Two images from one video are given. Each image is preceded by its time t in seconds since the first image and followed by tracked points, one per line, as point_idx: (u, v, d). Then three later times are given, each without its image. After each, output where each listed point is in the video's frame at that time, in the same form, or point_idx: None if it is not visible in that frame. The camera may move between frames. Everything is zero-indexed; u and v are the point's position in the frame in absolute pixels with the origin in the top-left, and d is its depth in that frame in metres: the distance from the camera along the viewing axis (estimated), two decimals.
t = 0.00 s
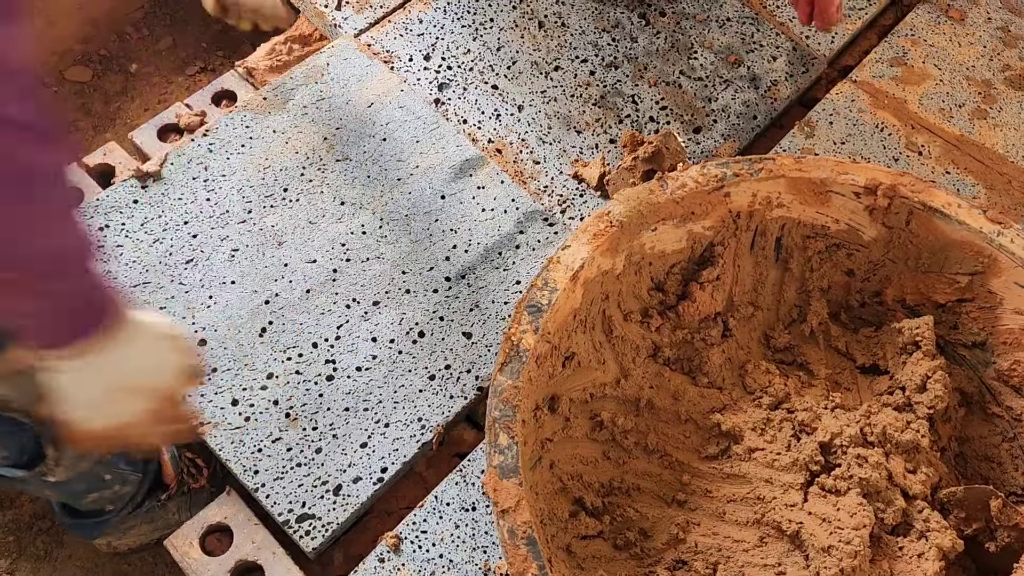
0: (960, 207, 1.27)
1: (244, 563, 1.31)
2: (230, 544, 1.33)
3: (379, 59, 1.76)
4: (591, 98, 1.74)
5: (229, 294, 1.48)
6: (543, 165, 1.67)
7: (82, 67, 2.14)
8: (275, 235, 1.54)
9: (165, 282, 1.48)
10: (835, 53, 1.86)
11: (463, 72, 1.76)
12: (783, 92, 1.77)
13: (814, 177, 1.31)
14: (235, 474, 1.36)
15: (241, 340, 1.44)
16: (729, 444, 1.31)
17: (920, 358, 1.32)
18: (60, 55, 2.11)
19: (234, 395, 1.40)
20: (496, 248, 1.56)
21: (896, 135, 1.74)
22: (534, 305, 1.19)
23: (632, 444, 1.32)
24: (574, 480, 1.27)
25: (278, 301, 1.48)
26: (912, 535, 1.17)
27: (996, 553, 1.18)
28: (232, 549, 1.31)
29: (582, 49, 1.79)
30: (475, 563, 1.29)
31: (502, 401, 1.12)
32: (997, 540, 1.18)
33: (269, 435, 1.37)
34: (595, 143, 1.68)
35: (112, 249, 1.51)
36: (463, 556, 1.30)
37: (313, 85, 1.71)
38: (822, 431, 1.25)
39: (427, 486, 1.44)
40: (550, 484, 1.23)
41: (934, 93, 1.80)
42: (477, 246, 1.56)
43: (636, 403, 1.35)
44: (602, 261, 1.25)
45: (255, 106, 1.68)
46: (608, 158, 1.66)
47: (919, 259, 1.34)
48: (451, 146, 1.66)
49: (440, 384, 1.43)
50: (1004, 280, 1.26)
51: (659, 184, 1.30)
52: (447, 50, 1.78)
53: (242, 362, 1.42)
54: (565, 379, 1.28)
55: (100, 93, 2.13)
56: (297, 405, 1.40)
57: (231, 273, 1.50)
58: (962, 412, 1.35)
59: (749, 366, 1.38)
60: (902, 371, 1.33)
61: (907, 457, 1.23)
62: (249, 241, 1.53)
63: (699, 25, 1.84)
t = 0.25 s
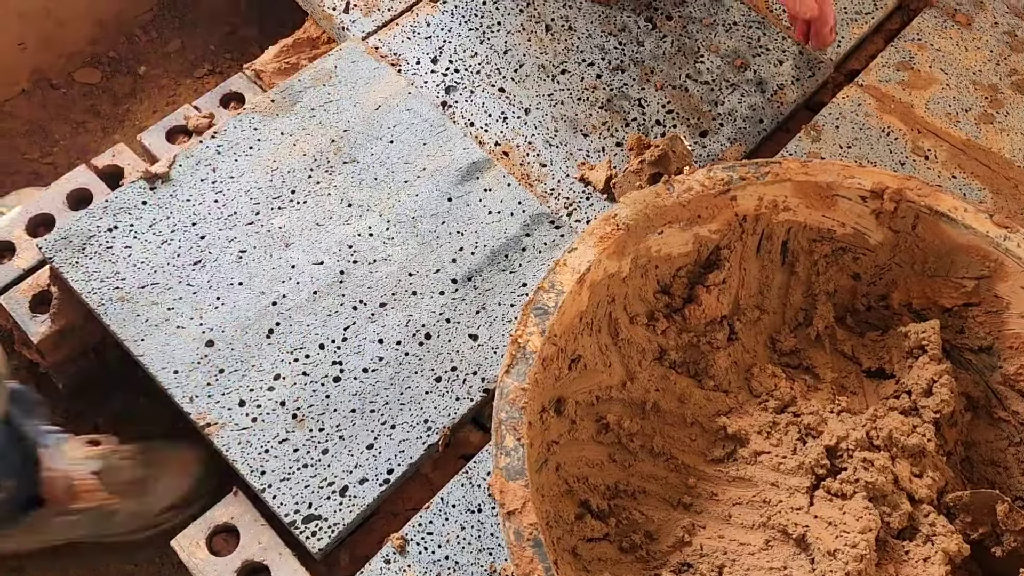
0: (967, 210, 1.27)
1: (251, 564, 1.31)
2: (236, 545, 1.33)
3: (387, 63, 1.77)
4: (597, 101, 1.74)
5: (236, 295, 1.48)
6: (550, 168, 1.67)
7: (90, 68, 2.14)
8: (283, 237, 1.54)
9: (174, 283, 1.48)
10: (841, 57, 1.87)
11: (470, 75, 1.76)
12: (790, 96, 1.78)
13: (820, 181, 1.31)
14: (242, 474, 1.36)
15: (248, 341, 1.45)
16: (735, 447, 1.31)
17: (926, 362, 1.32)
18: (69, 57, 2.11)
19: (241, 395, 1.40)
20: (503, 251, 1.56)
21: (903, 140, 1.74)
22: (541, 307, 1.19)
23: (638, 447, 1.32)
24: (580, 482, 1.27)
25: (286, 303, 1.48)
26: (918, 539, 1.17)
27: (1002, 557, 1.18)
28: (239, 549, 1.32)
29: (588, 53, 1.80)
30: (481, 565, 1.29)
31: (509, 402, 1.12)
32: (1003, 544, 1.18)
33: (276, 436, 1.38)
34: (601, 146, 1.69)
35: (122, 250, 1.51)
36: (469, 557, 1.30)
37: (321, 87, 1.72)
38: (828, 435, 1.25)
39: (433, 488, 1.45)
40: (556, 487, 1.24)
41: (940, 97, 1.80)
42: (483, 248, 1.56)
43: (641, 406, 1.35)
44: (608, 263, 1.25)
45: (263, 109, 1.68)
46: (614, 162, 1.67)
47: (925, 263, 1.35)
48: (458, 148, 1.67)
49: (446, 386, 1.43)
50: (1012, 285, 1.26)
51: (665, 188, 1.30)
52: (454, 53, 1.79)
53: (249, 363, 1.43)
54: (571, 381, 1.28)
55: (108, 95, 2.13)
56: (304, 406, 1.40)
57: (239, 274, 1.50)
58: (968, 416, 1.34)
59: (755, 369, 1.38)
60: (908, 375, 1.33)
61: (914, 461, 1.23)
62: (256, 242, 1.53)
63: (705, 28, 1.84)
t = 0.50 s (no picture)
0: (977, 219, 1.28)
1: (262, 566, 1.31)
2: (247, 546, 1.34)
3: (399, 69, 1.78)
4: (607, 108, 1.75)
5: (249, 299, 1.49)
6: (560, 174, 1.68)
7: (104, 72, 2.16)
8: (295, 241, 1.55)
9: (187, 286, 1.50)
10: (851, 65, 1.87)
11: (482, 81, 1.77)
12: (799, 104, 1.79)
13: (831, 188, 1.32)
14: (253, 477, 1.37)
15: (260, 344, 1.45)
16: (745, 453, 1.32)
17: (935, 369, 1.32)
18: (82, 60, 2.13)
19: (253, 398, 1.41)
20: (513, 256, 1.57)
21: (912, 148, 1.75)
22: (553, 312, 1.20)
23: (647, 452, 1.33)
24: (589, 487, 1.28)
25: (298, 306, 1.49)
26: (928, 546, 1.17)
27: (1011, 565, 1.19)
28: (250, 551, 1.32)
29: (599, 59, 1.81)
30: (491, 569, 1.30)
31: (521, 407, 1.12)
32: (1013, 552, 1.18)
33: (287, 439, 1.38)
34: (611, 153, 1.70)
35: (136, 253, 1.52)
36: (479, 561, 1.31)
37: (333, 93, 1.73)
38: (838, 442, 1.26)
39: (443, 491, 1.45)
40: (566, 491, 1.24)
41: (950, 105, 1.80)
42: (494, 254, 1.57)
43: (651, 411, 1.36)
44: (619, 269, 1.26)
45: (276, 113, 1.69)
46: (624, 168, 1.68)
47: (935, 271, 1.35)
48: (469, 154, 1.68)
49: (457, 390, 1.44)
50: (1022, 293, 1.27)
51: (676, 194, 1.30)
52: (466, 59, 1.80)
53: (261, 365, 1.44)
54: (582, 386, 1.28)
55: (121, 99, 2.15)
56: (315, 409, 1.41)
57: (252, 277, 1.51)
58: (978, 424, 1.35)
59: (765, 376, 1.39)
60: (918, 383, 1.33)
61: (923, 469, 1.23)
62: (268, 245, 1.54)
63: (715, 36, 1.85)
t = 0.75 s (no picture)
0: (985, 228, 1.29)
1: (272, 567, 1.33)
2: (258, 548, 1.35)
3: (410, 76, 1.79)
4: (616, 115, 1.76)
5: (261, 302, 1.50)
6: (569, 181, 1.69)
7: (117, 78, 2.18)
8: (307, 246, 1.56)
9: (200, 289, 1.51)
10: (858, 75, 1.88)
11: (492, 88, 1.79)
12: (807, 113, 1.80)
13: (839, 197, 1.33)
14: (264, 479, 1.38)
15: (272, 348, 1.47)
16: (752, 459, 1.32)
17: (943, 378, 1.33)
18: (95, 65, 2.16)
19: (265, 401, 1.42)
20: (523, 262, 1.58)
21: (919, 157, 1.76)
22: (564, 318, 1.21)
23: (655, 458, 1.34)
24: (598, 492, 1.29)
25: (309, 310, 1.50)
26: (935, 554, 1.18)
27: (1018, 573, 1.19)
28: (261, 553, 1.33)
29: (608, 68, 1.82)
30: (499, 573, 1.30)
31: (532, 411, 1.13)
32: (1020, 560, 1.19)
33: (298, 442, 1.40)
34: (620, 160, 1.71)
35: (150, 256, 1.54)
36: (488, 565, 1.31)
37: (345, 99, 1.74)
38: (846, 449, 1.26)
39: (452, 495, 1.46)
40: (575, 496, 1.25)
41: (957, 115, 1.81)
42: (504, 260, 1.58)
43: (659, 417, 1.37)
44: (629, 276, 1.27)
45: (288, 119, 1.71)
46: (633, 175, 1.69)
47: (942, 280, 1.36)
48: (479, 160, 1.69)
49: (466, 395, 1.45)
50: None
51: (686, 202, 1.31)
52: (476, 67, 1.81)
53: (273, 368, 1.45)
54: (591, 392, 1.29)
55: (133, 103, 2.16)
56: (326, 412, 1.42)
57: (264, 281, 1.52)
58: (985, 432, 1.36)
59: (773, 383, 1.40)
60: (925, 391, 1.34)
61: (931, 476, 1.24)
62: (280, 250, 1.56)
63: (723, 45, 1.87)
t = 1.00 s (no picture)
0: (991, 238, 1.30)
1: (283, 567, 1.34)
2: (269, 548, 1.36)
3: (421, 83, 1.81)
4: (626, 124, 1.78)
5: (274, 305, 1.52)
6: (579, 188, 1.71)
7: (131, 82, 2.20)
8: (319, 250, 1.58)
9: (214, 292, 1.53)
10: (865, 85, 1.90)
11: (502, 96, 1.81)
12: (813, 123, 1.84)
13: (847, 206, 1.34)
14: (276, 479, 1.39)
15: (285, 350, 1.48)
16: (760, 464, 1.34)
17: (949, 386, 1.34)
18: (110, 70, 2.19)
19: (277, 402, 1.44)
20: (532, 268, 1.60)
21: (925, 167, 1.78)
22: (574, 323, 1.22)
23: (663, 462, 1.35)
24: (607, 495, 1.30)
25: (321, 313, 1.52)
26: (941, 559, 1.19)
27: None
28: (272, 553, 1.35)
29: (617, 76, 1.84)
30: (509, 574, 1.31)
31: (543, 414, 1.15)
32: None
33: (310, 443, 1.41)
34: (629, 168, 1.73)
35: (165, 259, 1.56)
36: (497, 566, 1.32)
37: (358, 105, 1.77)
38: (852, 455, 1.28)
39: (461, 498, 1.48)
40: (584, 499, 1.26)
41: (963, 126, 1.83)
42: (514, 265, 1.60)
43: (667, 422, 1.38)
44: (638, 282, 1.29)
45: (301, 125, 1.73)
46: (642, 183, 1.71)
47: (948, 289, 1.38)
48: (490, 167, 1.71)
49: (476, 399, 1.47)
50: None
51: (696, 209, 1.33)
52: (487, 74, 1.83)
53: (286, 370, 1.47)
54: (600, 396, 1.31)
55: (146, 108, 2.19)
56: (338, 414, 1.44)
57: (277, 284, 1.54)
58: (990, 439, 1.37)
59: (780, 389, 1.41)
60: (931, 398, 1.35)
61: (936, 483, 1.25)
62: (293, 254, 1.58)
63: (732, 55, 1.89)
